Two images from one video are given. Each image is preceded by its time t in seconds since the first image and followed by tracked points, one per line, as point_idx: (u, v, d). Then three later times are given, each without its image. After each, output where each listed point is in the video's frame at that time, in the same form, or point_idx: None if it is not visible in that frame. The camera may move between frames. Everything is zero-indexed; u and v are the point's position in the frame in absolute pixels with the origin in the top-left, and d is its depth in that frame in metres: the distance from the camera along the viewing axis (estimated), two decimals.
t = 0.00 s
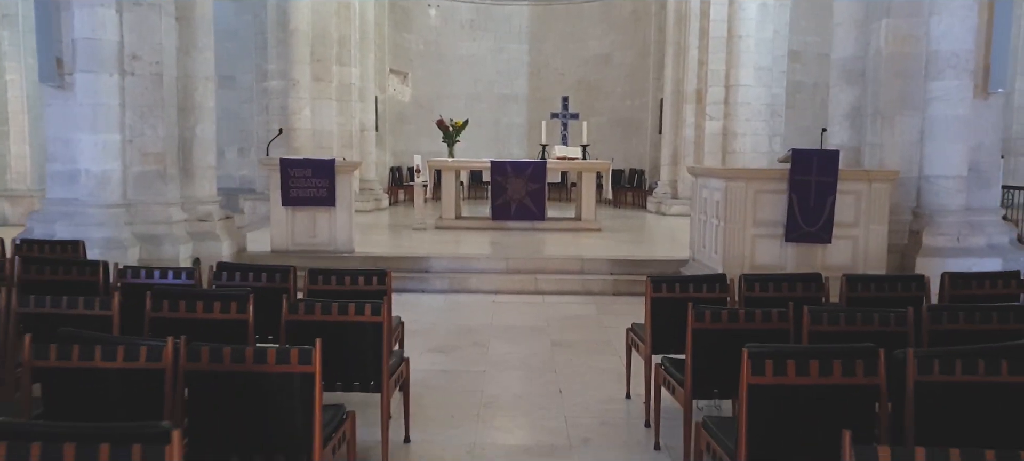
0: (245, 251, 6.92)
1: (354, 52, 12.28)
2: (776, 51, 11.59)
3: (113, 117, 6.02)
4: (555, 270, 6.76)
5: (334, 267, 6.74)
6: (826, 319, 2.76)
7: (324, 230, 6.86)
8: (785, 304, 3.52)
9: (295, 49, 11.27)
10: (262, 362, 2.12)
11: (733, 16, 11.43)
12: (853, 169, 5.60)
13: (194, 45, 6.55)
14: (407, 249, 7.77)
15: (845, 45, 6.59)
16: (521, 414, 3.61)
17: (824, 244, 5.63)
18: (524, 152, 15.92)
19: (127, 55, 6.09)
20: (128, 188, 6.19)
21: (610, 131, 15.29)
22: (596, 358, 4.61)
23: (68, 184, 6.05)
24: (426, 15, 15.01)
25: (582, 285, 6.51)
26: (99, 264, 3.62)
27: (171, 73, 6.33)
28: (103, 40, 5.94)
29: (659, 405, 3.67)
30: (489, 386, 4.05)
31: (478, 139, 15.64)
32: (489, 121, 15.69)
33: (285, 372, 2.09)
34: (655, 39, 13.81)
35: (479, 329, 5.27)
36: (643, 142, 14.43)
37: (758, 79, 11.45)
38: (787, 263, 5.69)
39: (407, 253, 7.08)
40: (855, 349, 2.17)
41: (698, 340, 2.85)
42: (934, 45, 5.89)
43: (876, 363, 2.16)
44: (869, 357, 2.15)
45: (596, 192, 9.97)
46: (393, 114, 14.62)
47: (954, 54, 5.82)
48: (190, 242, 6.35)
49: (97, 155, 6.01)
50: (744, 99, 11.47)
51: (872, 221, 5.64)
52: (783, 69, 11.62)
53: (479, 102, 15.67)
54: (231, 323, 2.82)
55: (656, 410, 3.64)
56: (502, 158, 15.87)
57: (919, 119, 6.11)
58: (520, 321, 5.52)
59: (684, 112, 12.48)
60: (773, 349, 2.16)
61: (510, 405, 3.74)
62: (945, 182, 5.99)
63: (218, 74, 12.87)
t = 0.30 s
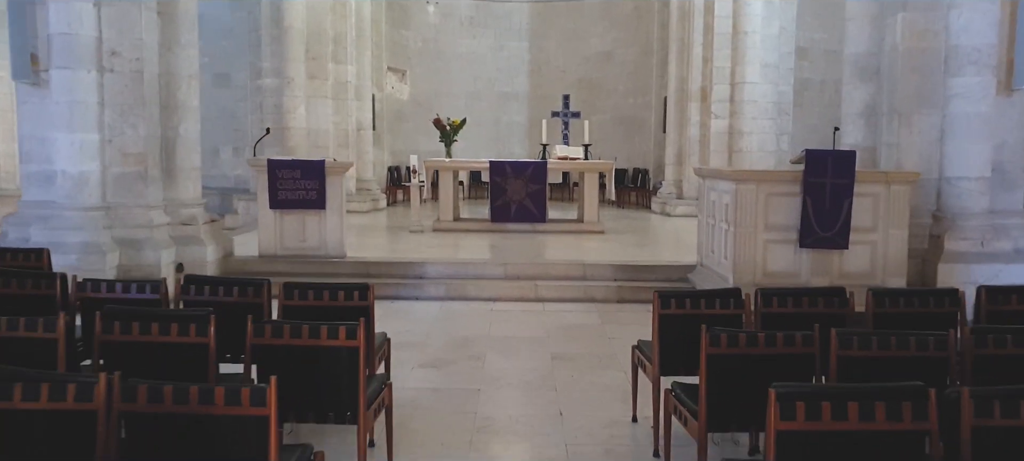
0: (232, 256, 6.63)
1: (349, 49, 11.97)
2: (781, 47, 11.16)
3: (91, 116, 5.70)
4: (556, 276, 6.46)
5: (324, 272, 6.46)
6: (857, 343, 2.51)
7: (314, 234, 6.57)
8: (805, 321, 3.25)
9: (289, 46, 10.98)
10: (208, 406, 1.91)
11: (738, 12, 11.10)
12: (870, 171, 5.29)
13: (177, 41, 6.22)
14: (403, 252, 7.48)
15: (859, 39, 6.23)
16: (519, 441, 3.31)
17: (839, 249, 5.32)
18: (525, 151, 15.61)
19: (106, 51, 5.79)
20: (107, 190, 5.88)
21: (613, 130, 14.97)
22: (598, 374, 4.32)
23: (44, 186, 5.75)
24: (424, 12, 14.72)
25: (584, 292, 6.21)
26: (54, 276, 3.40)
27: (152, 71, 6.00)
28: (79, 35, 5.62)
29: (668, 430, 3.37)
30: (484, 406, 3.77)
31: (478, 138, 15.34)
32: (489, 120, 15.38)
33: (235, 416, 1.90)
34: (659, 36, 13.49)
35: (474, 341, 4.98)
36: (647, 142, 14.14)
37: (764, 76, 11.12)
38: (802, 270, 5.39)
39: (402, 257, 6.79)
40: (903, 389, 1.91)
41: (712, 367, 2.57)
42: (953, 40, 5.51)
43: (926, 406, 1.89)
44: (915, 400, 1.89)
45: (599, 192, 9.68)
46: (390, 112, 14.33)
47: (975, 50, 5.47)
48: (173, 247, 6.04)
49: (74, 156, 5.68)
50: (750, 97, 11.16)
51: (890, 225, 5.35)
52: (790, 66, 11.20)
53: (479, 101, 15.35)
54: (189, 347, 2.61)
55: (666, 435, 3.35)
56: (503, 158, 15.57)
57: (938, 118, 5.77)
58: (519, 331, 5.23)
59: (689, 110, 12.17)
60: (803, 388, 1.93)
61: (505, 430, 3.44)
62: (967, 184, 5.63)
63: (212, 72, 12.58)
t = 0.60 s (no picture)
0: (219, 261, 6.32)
1: (346, 47, 11.67)
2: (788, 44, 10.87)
3: (66, 114, 5.38)
4: (558, 282, 6.16)
5: (314, 278, 6.17)
6: (901, 367, 2.22)
7: (304, 238, 6.28)
8: (834, 338, 2.95)
9: (282, 43, 10.72)
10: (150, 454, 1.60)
11: (746, 7, 10.75)
12: (891, 172, 4.98)
13: (159, 35, 5.85)
14: (398, 256, 7.19)
15: (877, 32, 5.81)
16: None
17: (859, 256, 5.02)
18: (525, 151, 15.31)
19: (84, 45, 5.47)
20: (85, 193, 5.58)
21: (615, 129, 14.67)
22: (603, 391, 4.02)
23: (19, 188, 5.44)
24: (422, 8, 14.44)
25: (588, 300, 5.91)
26: (9, 288, 3.10)
27: (132, 66, 5.65)
28: (54, 28, 5.29)
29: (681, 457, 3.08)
30: (480, 428, 3.47)
31: (477, 138, 15.04)
32: (489, 119, 15.08)
33: None
34: (663, 33, 13.18)
35: (471, 353, 4.68)
36: (651, 141, 13.84)
37: (772, 74, 10.78)
38: (818, 277, 5.09)
39: (396, 262, 6.49)
40: (971, 435, 1.57)
41: (738, 396, 2.24)
42: (981, 34, 5.25)
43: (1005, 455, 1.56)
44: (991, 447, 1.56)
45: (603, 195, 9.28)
46: (388, 111, 14.03)
47: (1003, 44, 5.18)
48: (155, 253, 5.74)
49: (48, 156, 5.36)
50: (757, 96, 10.81)
51: (911, 230, 5.04)
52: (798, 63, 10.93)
53: (479, 100, 15.03)
54: (146, 372, 2.32)
55: None
56: (503, 158, 15.27)
57: (961, 115, 5.46)
58: (518, 342, 4.92)
59: (693, 109, 11.87)
60: (841, 429, 1.62)
61: (503, 457, 3.15)
62: (993, 186, 5.35)
63: (205, 70, 12.31)
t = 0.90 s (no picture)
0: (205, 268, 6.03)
1: (342, 43, 11.38)
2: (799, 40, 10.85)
3: (40, 112, 5.08)
4: (562, 289, 5.86)
5: (305, 285, 5.88)
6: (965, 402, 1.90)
7: (295, 242, 5.98)
8: (874, 361, 2.64)
9: (277, 39, 10.42)
10: None
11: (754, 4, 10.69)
12: (918, 173, 4.67)
13: (141, 29, 5.53)
14: (395, 261, 6.88)
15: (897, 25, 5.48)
16: None
17: (883, 262, 4.71)
18: (527, 150, 15.01)
19: (60, 40, 5.15)
20: (60, 196, 5.26)
21: (619, 128, 14.36)
22: (612, 411, 3.71)
23: None
24: (421, 5, 14.14)
25: (594, 308, 5.61)
26: None
27: (111, 62, 5.33)
28: (28, 22, 5.00)
29: None
30: (478, 457, 3.16)
31: (477, 137, 14.73)
32: (490, 117, 14.78)
33: None
34: (667, 30, 12.88)
35: (470, 368, 4.38)
36: (656, 140, 13.53)
37: (781, 71, 10.73)
38: (838, 285, 4.79)
39: (391, 268, 6.19)
40: None
41: (775, 436, 1.93)
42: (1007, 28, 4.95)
43: None
44: None
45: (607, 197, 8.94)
46: (387, 110, 13.73)
47: None
48: (135, 259, 5.44)
49: (21, 157, 5.07)
50: (766, 93, 10.73)
51: (938, 235, 4.72)
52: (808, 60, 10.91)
53: (479, 98, 14.72)
54: (89, 408, 1.98)
55: None
56: (504, 158, 14.97)
57: (987, 113, 5.16)
58: (519, 355, 4.62)
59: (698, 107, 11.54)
60: None
61: None
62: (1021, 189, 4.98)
63: (199, 68, 12.02)
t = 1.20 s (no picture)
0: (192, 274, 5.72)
1: (340, 41, 11.03)
2: (808, 37, 10.44)
3: (13, 111, 4.79)
4: (567, 298, 5.55)
5: (296, 294, 5.58)
6: None
7: (286, 248, 5.66)
8: (923, 390, 2.35)
9: (272, 37, 10.14)
10: None
11: None
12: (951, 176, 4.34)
13: (122, 23, 5.21)
14: (392, 266, 6.58)
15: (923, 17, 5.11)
16: None
17: (912, 271, 4.40)
18: (529, 150, 14.70)
19: (34, 34, 4.85)
20: (36, 200, 4.97)
21: (624, 127, 14.05)
22: (622, 437, 3.40)
23: None
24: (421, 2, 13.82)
25: (601, 319, 5.29)
26: None
27: (89, 58, 5.02)
28: None
29: None
30: None
31: (479, 137, 14.43)
32: (491, 116, 14.48)
33: None
34: (673, 27, 12.57)
35: (469, 386, 4.08)
36: (661, 140, 13.23)
37: (791, 68, 10.44)
38: (862, 296, 4.47)
39: (387, 275, 5.88)
40: None
41: None
42: None
43: None
44: None
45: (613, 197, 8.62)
46: (386, 109, 13.42)
47: None
48: (116, 267, 5.14)
49: None
50: (776, 92, 10.44)
51: (971, 243, 4.40)
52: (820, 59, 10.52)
53: (481, 97, 14.42)
54: None
55: None
56: (507, 158, 14.66)
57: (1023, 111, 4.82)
58: (522, 372, 4.32)
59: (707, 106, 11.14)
60: None
61: None
62: None
63: (193, 65, 11.72)
